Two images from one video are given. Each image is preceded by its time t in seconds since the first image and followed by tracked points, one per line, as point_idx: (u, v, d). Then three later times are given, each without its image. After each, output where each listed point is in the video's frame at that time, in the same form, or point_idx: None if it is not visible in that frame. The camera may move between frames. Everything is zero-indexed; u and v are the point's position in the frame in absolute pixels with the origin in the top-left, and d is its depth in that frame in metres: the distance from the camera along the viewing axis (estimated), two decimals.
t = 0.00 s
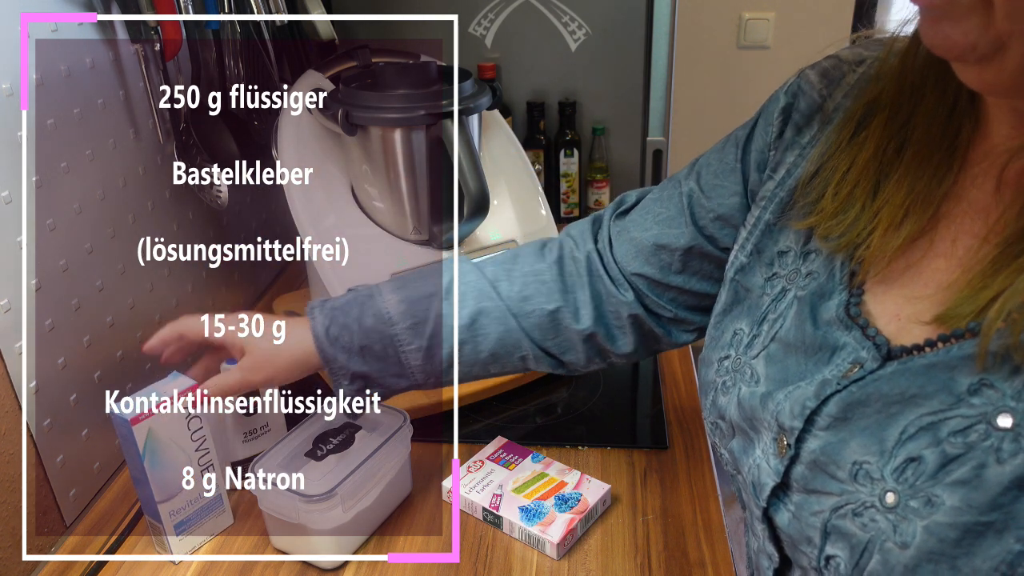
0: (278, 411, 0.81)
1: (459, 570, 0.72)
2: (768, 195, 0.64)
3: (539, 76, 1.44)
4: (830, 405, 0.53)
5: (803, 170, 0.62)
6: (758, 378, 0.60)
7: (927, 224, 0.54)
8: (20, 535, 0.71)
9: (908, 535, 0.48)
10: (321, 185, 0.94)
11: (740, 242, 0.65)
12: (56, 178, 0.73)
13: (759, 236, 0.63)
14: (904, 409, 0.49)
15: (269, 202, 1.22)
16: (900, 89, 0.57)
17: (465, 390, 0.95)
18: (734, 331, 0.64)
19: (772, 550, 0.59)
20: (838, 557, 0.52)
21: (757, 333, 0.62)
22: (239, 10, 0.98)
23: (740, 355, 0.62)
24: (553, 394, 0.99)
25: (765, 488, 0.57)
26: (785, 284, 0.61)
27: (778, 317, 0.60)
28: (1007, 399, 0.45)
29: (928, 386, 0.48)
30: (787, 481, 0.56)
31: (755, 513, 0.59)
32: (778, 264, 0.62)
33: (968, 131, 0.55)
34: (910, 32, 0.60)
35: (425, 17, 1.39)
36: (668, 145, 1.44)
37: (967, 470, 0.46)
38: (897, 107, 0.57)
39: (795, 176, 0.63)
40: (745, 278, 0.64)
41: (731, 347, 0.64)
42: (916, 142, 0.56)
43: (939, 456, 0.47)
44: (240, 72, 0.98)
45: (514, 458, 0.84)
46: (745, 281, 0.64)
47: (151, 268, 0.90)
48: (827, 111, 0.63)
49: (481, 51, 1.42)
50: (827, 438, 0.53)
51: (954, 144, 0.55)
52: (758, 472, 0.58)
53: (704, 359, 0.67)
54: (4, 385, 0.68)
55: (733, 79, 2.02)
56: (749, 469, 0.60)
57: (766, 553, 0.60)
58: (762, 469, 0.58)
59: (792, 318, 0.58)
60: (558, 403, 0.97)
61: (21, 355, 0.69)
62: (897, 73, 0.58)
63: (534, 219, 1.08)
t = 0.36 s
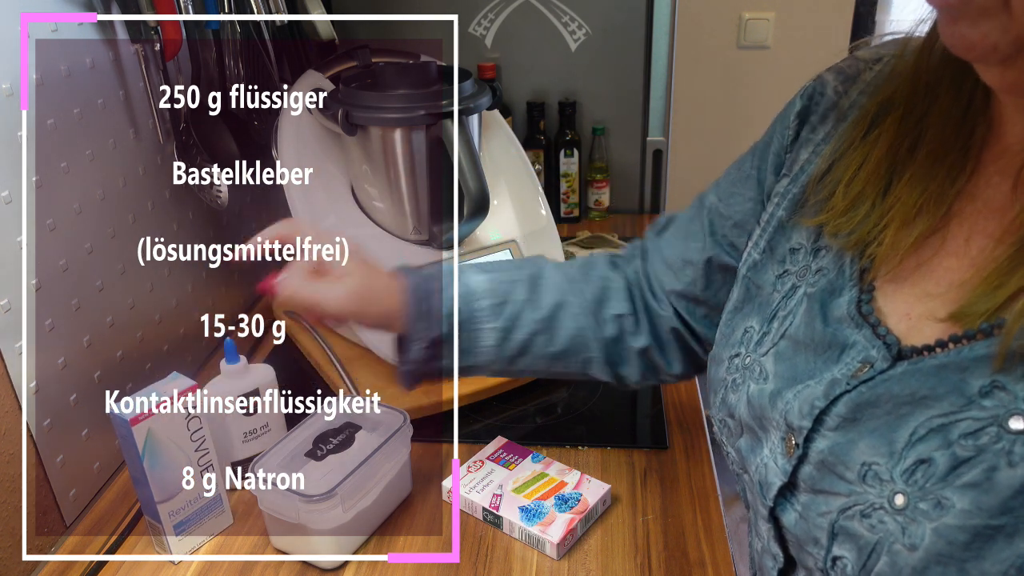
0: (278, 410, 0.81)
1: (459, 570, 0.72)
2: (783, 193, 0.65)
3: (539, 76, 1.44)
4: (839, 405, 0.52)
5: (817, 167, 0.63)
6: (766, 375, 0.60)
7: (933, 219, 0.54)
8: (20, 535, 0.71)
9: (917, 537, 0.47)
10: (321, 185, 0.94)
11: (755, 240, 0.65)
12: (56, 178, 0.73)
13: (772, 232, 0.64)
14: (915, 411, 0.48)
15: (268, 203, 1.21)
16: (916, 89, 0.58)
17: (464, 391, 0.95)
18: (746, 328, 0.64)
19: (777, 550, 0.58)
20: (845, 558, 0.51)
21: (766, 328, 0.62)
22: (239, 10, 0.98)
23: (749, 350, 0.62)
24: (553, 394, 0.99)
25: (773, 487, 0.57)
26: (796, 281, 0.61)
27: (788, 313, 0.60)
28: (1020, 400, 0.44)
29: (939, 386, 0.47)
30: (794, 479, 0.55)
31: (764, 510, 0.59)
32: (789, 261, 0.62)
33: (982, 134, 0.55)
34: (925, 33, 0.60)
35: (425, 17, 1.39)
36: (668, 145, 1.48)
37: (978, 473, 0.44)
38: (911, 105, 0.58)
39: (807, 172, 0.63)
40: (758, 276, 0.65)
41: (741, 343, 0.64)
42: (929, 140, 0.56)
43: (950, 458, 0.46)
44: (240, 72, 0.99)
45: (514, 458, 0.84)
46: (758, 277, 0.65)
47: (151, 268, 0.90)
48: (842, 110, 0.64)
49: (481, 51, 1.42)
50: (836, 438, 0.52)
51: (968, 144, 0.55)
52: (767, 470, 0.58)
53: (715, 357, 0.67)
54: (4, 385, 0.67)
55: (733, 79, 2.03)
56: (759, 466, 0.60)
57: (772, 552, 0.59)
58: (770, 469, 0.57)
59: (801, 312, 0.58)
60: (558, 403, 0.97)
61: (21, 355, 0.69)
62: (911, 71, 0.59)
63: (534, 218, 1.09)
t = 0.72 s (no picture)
0: (278, 410, 0.81)
1: (459, 570, 0.72)
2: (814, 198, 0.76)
3: (540, 76, 1.44)
4: (837, 390, 0.58)
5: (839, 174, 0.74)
6: (773, 358, 0.68)
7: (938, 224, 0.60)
8: (21, 534, 0.71)
9: (901, 524, 0.52)
10: (320, 185, 0.95)
11: (785, 237, 0.77)
12: (56, 178, 0.74)
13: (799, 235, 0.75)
14: (909, 401, 0.53)
15: (269, 202, 1.22)
16: (925, 98, 0.64)
17: (465, 391, 0.95)
18: (763, 314, 0.74)
19: (770, 531, 0.66)
20: (831, 541, 0.57)
21: (776, 315, 0.72)
22: (239, 10, 0.98)
23: (759, 334, 0.73)
24: (553, 394, 0.99)
25: (767, 468, 0.64)
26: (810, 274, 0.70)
27: (801, 301, 0.69)
28: (1014, 395, 0.47)
29: (936, 378, 0.52)
30: (788, 461, 0.63)
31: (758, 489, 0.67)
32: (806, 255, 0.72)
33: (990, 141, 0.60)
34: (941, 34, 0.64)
35: (425, 17, 1.38)
36: (668, 145, 1.47)
37: (966, 463, 0.49)
38: (920, 114, 0.64)
39: (831, 179, 0.74)
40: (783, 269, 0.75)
41: (753, 328, 0.74)
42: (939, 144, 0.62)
43: (940, 448, 0.50)
44: (240, 72, 0.98)
45: (514, 458, 0.84)
46: (779, 268, 0.76)
47: (151, 268, 0.90)
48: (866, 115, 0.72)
49: (481, 51, 1.42)
50: (833, 423, 0.58)
51: (979, 146, 0.60)
52: (764, 452, 0.65)
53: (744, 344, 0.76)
54: (4, 385, 0.67)
55: (733, 79, 2.02)
56: (754, 448, 0.68)
57: (763, 535, 0.67)
58: (766, 451, 0.65)
59: (808, 305, 0.67)
60: (558, 403, 0.97)
61: (21, 356, 0.69)
62: (922, 73, 0.64)
63: (534, 218, 1.09)
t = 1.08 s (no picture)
0: (278, 410, 0.81)
1: (459, 570, 0.72)
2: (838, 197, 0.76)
3: (540, 76, 1.44)
4: (837, 382, 0.59)
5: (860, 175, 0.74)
6: (784, 349, 0.69)
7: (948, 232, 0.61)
8: (20, 535, 0.71)
9: (879, 512, 0.54)
10: (320, 186, 0.95)
11: (810, 233, 0.78)
12: (56, 178, 0.73)
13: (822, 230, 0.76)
14: (902, 395, 0.54)
15: (269, 203, 1.22)
16: (938, 107, 0.65)
17: (465, 391, 0.95)
18: (782, 308, 0.75)
19: (771, 519, 0.67)
20: (817, 528, 0.59)
21: (795, 307, 0.72)
22: (239, 10, 0.98)
23: (777, 326, 0.73)
24: (553, 394, 0.99)
25: (768, 455, 0.66)
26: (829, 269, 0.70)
27: (816, 295, 0.69)
28: (998, 394, 0.49)
29: (927, 375, 0.53)
30: (787, 449, 0.64)
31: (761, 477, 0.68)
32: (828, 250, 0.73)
33: (1005, 151, 0.61)
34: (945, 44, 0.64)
35: (425, 17, 1.38)
36: (668, 145, 1.47)
37: (943, 457, 0.50)
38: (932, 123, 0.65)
39: (853, 179, 0.75)
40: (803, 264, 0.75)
41: (773, 320, 0.75)
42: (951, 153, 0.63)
43: (924, 442, 0.52)
44: (240, 72, 0.98)
45: (514, 458, 0.84)
46: (800, 262, 0.76)
47: (151, 268, 0.90)
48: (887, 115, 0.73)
49: (481, 51, 1.42)
50: (830, 414, 0.59)
51: (992, 159, 0.61)
52: (767, 440, 0.67)
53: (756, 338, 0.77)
54: (4, 385, 0.67)
55: (733, 79, 2.02)
56: (761, 437, 0.69)
57: (766, 522, 0.67)
58: (769, 439, 0.66)
59: (822, 298, 0.68)
60: (558, 403, 0.97)
61: (21, 356, 0.69)
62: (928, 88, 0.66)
63: (534, 218, 1.09)
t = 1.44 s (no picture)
0: (278, 410, 0.81)
1: (459, 570, 0.72)
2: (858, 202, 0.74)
3: (539, 76, 1.44)
4: (862, 400, 0.60)
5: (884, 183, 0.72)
6: (806, 363, 0.69)
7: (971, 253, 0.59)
8: (20, 535, 0.71)
9: (906, 536, 0.55)
10: (320, 186, 0.95)
11: (829, 241, 0.76)
12: (56, 179, 0.73)
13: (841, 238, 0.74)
14: (930, 415, 0.55)
15: (269, 203, 1.22)
16: (958, 116, 0.60)
17: (465, 391, 0.95)
18: (802, 318, 0.74)
19: (793, 534, 0.68)
20: (841, 548, 0.60)
21: (816, 319, 0.71)
22: (240, 10, 0.98)
23: (797, 338, 0.73)
24: (553, 394, 0.99)
25: (790, 472, 0.67)
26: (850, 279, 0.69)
27: (838, 306, 0.69)
28: None
29: (956, 397, 0.54)
30: (809, 466, 0.65)
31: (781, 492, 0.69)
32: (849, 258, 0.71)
33: None
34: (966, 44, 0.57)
35: (425, 17, 1.38)
36: (668, 145, 1.47)
37: (972, 481, 0.51)
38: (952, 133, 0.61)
39: (876, 186, 0.72)
40: (823, 271, 0.74)
41: (793, 331, 0.74)
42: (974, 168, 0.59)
43: (952, 465, 0.53)
44: (240, 72, 0.98)
45: (514, 458, 0.84)
46: (819, 269, 0.75)
47: (151, 268, 0.90)
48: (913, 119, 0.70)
49: (481, 51, 1.42)
50: (855, 432, 0.60)
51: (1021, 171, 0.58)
52: (789, 455, 0.68)
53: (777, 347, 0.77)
54: (4, 385, 0.67)
55: (733, 79, 2.02)
56: (782, 451, 0.70)
57: (788, 538, 0.69)
58: (791, 455, 0.67)
59: (844, 311, 0.67)
60: (558, 403, 0.97)
61: (21, 356, 0.69)
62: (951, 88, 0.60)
63: (534, 219, 1.09)
